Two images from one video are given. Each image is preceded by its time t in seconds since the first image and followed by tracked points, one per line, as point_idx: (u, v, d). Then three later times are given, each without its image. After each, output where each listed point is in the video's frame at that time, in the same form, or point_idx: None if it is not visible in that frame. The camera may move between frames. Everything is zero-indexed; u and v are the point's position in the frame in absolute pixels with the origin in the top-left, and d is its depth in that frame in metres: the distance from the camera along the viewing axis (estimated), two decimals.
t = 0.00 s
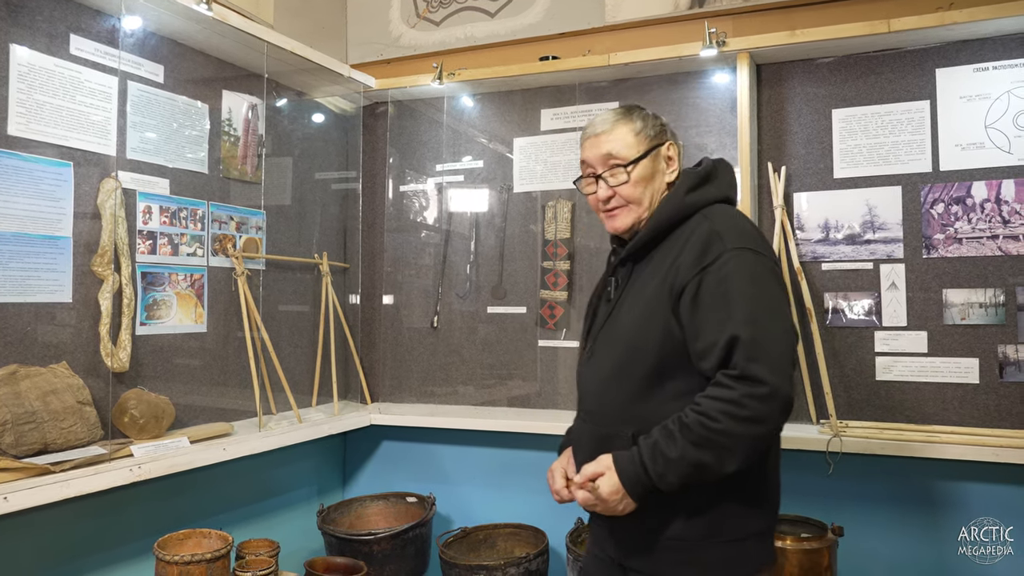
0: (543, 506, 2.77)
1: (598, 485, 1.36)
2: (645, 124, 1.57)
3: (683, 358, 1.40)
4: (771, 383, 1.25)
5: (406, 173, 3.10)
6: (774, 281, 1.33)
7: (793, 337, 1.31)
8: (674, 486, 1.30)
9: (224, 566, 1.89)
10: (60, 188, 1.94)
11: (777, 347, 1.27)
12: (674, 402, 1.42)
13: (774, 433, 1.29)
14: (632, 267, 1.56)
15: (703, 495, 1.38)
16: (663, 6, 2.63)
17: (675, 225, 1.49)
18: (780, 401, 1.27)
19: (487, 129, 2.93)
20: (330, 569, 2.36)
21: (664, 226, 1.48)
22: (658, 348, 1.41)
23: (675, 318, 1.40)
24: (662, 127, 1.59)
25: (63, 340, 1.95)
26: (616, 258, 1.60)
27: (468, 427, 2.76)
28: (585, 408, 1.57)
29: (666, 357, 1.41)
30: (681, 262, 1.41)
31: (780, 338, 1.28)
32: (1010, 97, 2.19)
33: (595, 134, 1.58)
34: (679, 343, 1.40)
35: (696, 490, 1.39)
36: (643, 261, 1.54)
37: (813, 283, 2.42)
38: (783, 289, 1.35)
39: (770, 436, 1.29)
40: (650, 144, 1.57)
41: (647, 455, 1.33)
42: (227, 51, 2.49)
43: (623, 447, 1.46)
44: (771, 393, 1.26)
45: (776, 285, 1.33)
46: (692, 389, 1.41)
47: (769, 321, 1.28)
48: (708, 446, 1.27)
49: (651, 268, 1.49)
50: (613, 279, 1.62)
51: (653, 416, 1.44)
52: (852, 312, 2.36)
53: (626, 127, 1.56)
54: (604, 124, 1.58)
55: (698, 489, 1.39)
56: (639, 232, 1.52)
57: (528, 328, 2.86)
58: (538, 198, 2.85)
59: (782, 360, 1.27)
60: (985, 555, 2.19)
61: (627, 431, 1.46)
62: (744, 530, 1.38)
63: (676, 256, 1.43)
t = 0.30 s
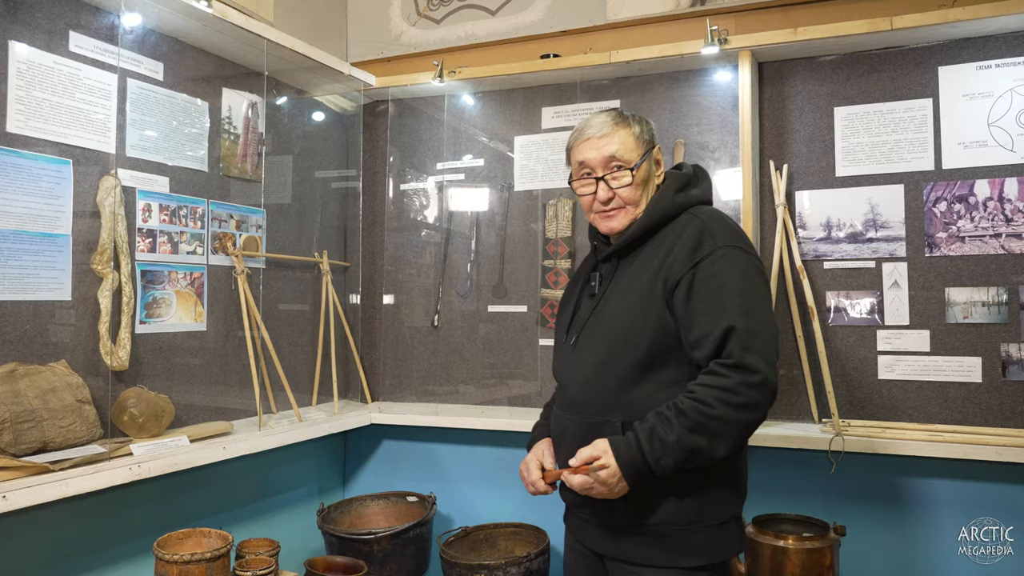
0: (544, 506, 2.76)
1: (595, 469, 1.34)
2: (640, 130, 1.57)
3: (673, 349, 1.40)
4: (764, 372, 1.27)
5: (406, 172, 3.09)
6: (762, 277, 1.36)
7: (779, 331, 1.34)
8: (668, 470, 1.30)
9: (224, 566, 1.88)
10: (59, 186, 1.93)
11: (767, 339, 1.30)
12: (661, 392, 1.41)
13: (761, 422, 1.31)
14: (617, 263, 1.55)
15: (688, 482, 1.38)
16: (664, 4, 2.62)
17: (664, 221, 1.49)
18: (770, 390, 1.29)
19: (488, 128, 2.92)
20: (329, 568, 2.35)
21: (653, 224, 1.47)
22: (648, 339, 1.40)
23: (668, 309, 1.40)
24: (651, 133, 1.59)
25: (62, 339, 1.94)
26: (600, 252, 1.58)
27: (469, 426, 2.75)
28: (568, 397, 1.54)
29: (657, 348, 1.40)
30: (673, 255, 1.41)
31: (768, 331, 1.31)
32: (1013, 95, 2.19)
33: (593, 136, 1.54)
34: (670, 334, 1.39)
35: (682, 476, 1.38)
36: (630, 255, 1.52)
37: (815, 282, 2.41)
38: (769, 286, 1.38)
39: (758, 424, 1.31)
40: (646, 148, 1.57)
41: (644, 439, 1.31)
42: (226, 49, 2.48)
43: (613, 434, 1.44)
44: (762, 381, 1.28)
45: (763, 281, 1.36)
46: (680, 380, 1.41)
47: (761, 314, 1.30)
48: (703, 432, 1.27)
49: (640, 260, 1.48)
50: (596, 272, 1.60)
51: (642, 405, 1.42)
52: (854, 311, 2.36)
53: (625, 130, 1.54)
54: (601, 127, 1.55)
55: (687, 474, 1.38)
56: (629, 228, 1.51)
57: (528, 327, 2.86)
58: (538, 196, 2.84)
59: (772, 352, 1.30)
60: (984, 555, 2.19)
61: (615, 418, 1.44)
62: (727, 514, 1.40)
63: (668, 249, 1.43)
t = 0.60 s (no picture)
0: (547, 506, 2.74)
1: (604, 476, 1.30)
2: (593, 134, 1.53)
3: (673, 350, 1.39)
4: (765, 375, 1.28)
5: (408, 171, 3.08)
6: (760, 281, 1.36)
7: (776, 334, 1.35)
8: (673, 471, 1.29)
9: (225, 567, 1.87)
10: (60, 184, 1.92)
11: (768, 342, 1.30)
12: (661, 393, 1.40)
13: (761, 422, 1.32)
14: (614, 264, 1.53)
15: (687, 479, 1.38)
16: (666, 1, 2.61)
17: (663, 224, 1.47)
18: (770, 392, 1.30)
19: (490, 126, 2.91)
20: (331, 568, 2.34)
21: (653, 226, 1.45)
22: (650, 340, 1.39)
23: (669, 311, 1.38)
24: (613, 134, 1.53)
25: (62, 338, 1.92)
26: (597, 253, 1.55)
27: (471, 426, 2.74)
28: (565, 397, 1.52)
29: (658, 350, 1.39)
30: (675, 257, 1.39)
31: (769, 334, 1.31)
32: (1018, 93, 2.17)
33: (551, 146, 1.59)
34: (670, 336, 1.38)
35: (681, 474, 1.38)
36: (628, 255, 1.51)
37: (818, 281, 2.40)
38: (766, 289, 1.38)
39: (758, 424, 1.32)
40: (599, 152, 1.53)
41: (651, 442, 1.29)
42: (228, 47, 2.47)
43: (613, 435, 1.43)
44: (764, 384, 1.28)
45: (761, 284, 1.36)
46: (679, 380, 1.40)
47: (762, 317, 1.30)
48: (708, 434, 1.27)
49: (640, 261, 1.46)
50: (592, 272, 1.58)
51: (642, 406, 1.41)
52: (858, 310, 2.35)
53: (573, 139, 1.55)
54: (561, 135, 1.57)
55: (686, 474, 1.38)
56: (626, 232, 1.49)
57: (530, 326, 2.85)
58: (540, 195, 2.83)
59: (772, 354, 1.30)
60: (984, 555, 2.16)
61: (614, 418, 1.43)
62: (722, 510, 1.41)
63: (669, 251, 1.41)
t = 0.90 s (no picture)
0: (549, 506, 2.72)
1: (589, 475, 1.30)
2: (579, 133, 1.54)
3: (668, 349, 1.36)
4: (758, 373, 1.23)
5: (408, 169, 3.06)
6: (757, 276, 1.31)
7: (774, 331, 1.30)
8: (663, 472, 1.26)
9: (224, 568, 1.85)
10: (57, 181, 1.90)
11: (762, 339, 1.25)
12: (658, 393, 1.37)
13: (757, 422, 1.27)
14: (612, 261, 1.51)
15: (683, 481, 1.35)
16: None
17: (658, 221, 1.44)
18: (765, 391, 1.25)
19: (492, 124, 2.88)
20: (331, 570, 2.32)
21: (646, 224, 1.43)
22: (643, 339, 1.37)
23: (662, 309, 1.35)
24: (598, 131, 1.53)
25: (59, 337, 1.90)
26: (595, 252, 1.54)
27: (472, 426, 2.71)
28: (564, 397, 1.51)
29: (652, 349, 1.36)
30: (667, 254, 1.36)
31: (763, 330, 1.26)
32: None
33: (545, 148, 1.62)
34: (664, 334, 1.35)
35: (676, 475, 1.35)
36: (625, 253, 1.48)
37: (823, 280, 2.38)
38: (764, 285, 1.33)
39: (754, 424, 1.27)
40: (586, 151, 1.53)
41: (638, 442, 1.27)
42: (227, 43, 2.44)
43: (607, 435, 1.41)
44: (756, 382, 1.24)
45: (758, 279, 1.31)
46: (675, 380, 1.37)
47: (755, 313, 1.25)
48: (697, 434, 1.24)
49: (635, 260, 1.44)
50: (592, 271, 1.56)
51: (636, 406, 1.39)
52: (863, 309, 2.32)
53: (561, 141, 1.57)
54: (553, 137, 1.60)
55: (682, 475, 1.35)
56: (621, 228, 1.47)
57: (532, 326, 2.83)
58: (542, 193, 2.81)
59: (767, 352, 1.26)
60: (984, 555, 2.14)
61: (611, 419, 1.41)
62: (723, 512, 1.37)
63: (663, 247, 1.38)
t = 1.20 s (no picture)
0: (551, 507, 2.68)
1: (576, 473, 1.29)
2: (587, 124, 1.54)
3: (668, 346, 1.32)
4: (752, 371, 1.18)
5: (409, 164, 3.02)
6: (759, 269, 1.25)
7: (775, 326, 1.23)
8: (653, 474, 1.23)
9: (220, 571, 1.80)
10: (50, 174, 1.85)
11: (759, 336, 1.20)
12: (661, 391, 1.33)
13: (757, 423, 1.21)
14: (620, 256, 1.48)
15: (686, 483, 1.31)
16: None
17: (660, 213, 1.40)
18: (762, 390, 1.19)
19: (493, 119, 2.84)
20: (331, 570, 2.27)
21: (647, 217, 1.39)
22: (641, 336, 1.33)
23: (659, 305, 1.32)
24: (606, 120, 1.51)
25: (52, 333, 1.85)
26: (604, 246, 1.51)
27: (474, 425, 2.67)
28: (572, 396, 1.50)
29: (651, 346, 1.33)
30: (665, 248, 1.33)
31: (761, 326, 1.21)
32: None
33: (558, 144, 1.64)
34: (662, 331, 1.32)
35: (678, 477, 1.31)
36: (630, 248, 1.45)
37: (832, 276, 2.34)
38: (768, 278, 1.26)
39: (752, 426, 1.21)
40: (594, 141, 1.52)
41: (626, 442, 1.25)
42: (224, 35, 2.40)
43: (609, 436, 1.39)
44: (751, 381, 1.18)
45: (760, 271, 1.25)
46: (678, 378, 1.32)
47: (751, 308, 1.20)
48: (687, 435, 1.20)
49: (638, 255, 1.40)
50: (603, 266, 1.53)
51: (637, 405, 1.35)
52: (872, 305, 2.28)
53: (571, 133, 1.57)
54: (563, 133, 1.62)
55: (683, 478, 1.31)
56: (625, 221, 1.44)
57: (535, 323, 2.78)
58: (544, 188, 2.76)
59: (764, 349, 1.20)
60: (984, 555, 2.12)
61: (614, 419, 1.38)
62: (734, 519, 1.30)
63: (662, 241, 1.35)
